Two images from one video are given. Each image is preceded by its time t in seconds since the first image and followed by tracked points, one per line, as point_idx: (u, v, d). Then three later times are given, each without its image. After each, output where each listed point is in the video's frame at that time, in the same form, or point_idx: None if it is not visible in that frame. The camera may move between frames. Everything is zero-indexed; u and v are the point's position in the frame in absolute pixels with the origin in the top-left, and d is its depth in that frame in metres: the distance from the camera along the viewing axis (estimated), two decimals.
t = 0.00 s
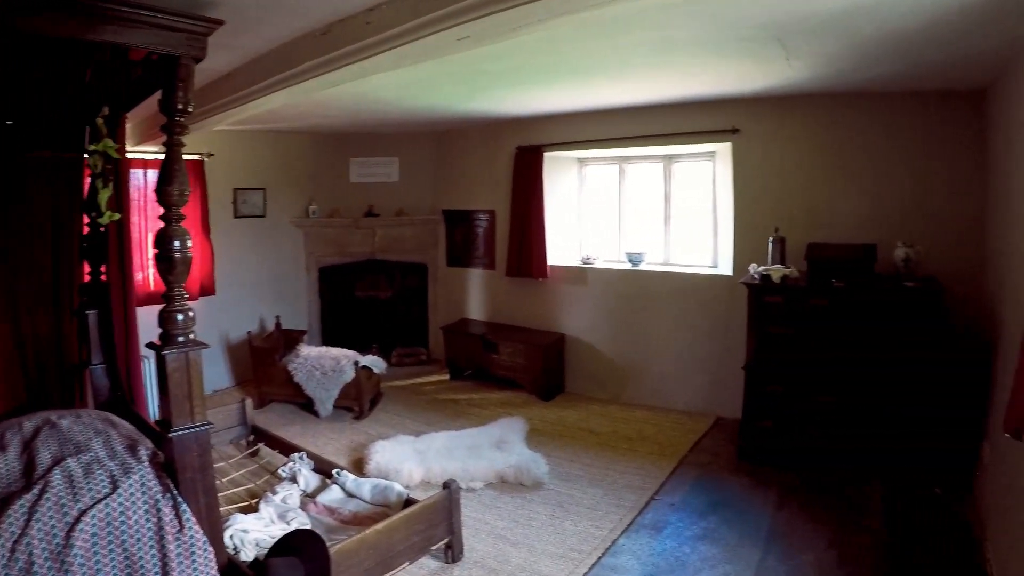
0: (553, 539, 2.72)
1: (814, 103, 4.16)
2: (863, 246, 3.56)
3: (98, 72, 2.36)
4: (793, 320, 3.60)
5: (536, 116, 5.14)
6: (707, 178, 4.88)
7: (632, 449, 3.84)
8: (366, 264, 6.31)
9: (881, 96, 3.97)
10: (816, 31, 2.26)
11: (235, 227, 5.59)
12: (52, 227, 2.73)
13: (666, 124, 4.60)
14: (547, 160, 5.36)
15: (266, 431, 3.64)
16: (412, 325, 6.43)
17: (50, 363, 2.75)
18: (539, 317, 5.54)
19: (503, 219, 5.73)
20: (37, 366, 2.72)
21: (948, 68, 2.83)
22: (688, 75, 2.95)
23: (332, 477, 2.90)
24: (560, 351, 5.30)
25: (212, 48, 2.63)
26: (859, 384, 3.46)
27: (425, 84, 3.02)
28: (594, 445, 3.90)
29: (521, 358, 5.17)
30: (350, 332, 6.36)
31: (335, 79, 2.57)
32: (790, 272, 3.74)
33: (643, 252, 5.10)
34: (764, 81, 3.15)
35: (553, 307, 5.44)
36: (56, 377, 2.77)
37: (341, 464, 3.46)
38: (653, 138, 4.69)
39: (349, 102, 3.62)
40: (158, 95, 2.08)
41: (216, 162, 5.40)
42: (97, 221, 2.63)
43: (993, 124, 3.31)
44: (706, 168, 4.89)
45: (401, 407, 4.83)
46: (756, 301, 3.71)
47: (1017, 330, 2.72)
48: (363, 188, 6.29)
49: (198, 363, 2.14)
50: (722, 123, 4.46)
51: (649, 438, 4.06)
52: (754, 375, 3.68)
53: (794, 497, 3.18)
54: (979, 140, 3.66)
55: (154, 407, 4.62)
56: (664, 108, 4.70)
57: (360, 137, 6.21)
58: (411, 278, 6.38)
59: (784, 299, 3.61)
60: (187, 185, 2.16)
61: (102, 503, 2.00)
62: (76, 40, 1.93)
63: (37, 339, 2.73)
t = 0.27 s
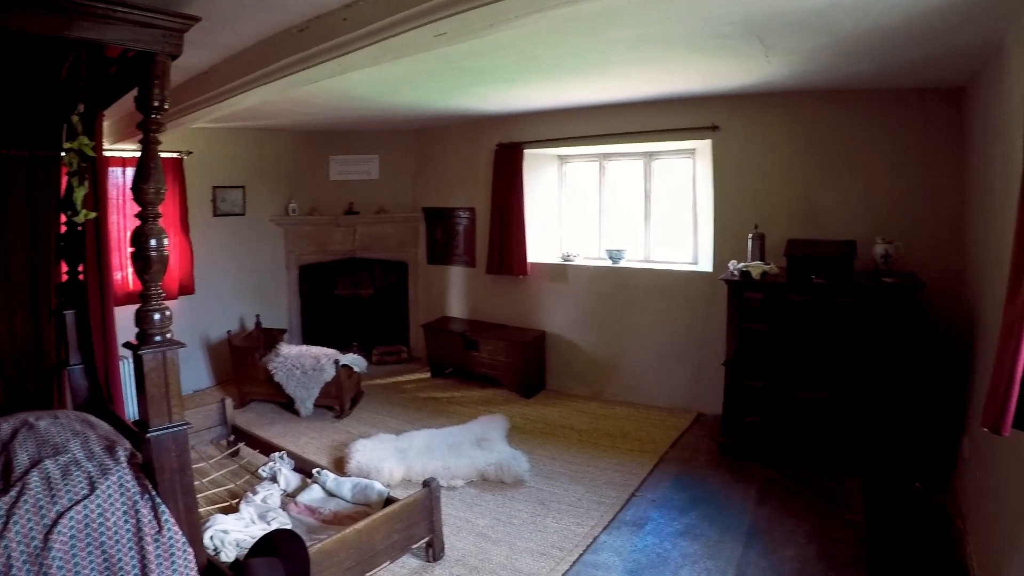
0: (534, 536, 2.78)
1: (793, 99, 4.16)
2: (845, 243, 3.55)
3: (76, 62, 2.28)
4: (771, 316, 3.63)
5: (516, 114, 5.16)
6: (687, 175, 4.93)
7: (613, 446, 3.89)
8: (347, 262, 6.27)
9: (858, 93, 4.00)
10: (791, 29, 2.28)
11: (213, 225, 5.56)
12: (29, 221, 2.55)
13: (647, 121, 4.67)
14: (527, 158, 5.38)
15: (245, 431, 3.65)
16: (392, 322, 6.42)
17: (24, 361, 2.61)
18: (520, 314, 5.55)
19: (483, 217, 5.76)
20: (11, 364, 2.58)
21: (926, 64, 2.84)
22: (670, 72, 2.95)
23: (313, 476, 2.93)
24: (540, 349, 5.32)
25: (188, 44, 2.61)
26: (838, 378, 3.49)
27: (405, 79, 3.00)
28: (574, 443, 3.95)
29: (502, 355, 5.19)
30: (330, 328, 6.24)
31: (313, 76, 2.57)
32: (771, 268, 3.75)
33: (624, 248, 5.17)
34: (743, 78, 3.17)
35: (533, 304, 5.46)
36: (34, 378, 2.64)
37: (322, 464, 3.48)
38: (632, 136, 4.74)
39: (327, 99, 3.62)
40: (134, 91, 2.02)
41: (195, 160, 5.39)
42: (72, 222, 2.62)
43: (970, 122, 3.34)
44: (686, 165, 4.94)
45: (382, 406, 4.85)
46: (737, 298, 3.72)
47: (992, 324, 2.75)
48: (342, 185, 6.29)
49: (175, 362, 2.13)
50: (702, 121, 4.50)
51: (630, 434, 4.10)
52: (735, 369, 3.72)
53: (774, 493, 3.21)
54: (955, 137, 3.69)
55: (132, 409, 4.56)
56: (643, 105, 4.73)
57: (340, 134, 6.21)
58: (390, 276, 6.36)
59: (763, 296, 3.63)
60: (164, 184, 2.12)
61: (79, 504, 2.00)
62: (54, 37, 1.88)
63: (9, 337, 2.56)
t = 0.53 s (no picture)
0: (513, 535, 2.79)
1: (772, 97, 4.18)
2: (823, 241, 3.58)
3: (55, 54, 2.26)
4: (749, 314, 3.65)
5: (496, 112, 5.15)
6: (667, 174, 4.94)
7: (592, 444, 3.91)
8: (327, 261, 6.28)
9: (837, 92, 4.03)
10: (769, 28, 2.28)
11: (189, 224, 5.53)
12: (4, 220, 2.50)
13: (626, 120, 4.68)
14: (506, 157, 5.38)
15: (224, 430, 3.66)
16: (372, 320, 6.42)
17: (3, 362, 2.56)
18: (500, 313, 5.55)
19: (463, 216, 5.77)
20: None
21: (904, 64, 2.85)
22: (650, 70, 2.96)
23: (292, 476, 2.95)
24: (519, 347, 5.32)
25: (165, 40, 2.58)
26: (818, 375, 3.51)
27: (384, 77, 2.99)
28: (554, 441, 3.96)
29: (482, 354, 5.20)
30: (308, 328, 6.30)
31: (289, 74, 2.56)
32: (749, 268, 3.79)
33: (603, 247, 5.19)
34: (724, 77, 3.18)
35: (513, 303, 5.47)
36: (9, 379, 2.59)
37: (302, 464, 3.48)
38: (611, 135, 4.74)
39: (304, 97, 3.60)
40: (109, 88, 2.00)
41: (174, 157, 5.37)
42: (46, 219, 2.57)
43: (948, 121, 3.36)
44: (666, 164, 4.95)
45: (361, 405, 4.84)
46: (716, 296, 3.75)
47: (969, 322, 2.78)
48: (322, 183, 6.29)
49: (152, 362, 2.13)
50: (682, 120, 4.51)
51: (610, 432, 4.11)
52: (714, 366, 3.76)
53: (754, 491, 3.24)
54: (933, 135, 3.72)
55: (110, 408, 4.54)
56: (621, 105, 4.74)
57: (321, 131, 6.19)
58: (368, 275, 6.38)
59: (741, 294, 3.65)
60: (140, 181, 2.10)
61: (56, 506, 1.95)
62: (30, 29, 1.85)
63: None
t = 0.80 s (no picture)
0: (492, 534, 2.81)
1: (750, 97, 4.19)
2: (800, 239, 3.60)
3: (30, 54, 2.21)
4: (727, 312, 3.66)
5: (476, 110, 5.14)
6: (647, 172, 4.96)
7: (572, 442, 3.93)
8: (306, 260, 6.28)
9: (816, 91, 4.05)
10: (747, 27, 2.28)
11: (167, 223, 5.49)
12: None
13: (605, 119, 4.68)
14: (486, 155, 5.37)
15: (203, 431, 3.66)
16: (350, 319, 6.39)
17: None
18: (481, 312, 5.55)
19: (442, 214, 5.78)
20: None
21: (883, 63, 2.86)
22: (631, 69, 2.96)
23: (271, 476, 2.96)
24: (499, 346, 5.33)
25: (141, 37, 2.56)
26: (797, 373, 3.53)
27: (363, 74, 2.98)
28: (533, 440, 3.97)
29: (461, 352, 5.20)
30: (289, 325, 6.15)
31: (265, 71, 2.55)
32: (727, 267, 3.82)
33: (582, 246, 5.20)
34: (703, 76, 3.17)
35: (492, 301, 5.47)
36: None
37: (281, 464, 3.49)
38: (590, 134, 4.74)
39: (281, 95, 3.58)
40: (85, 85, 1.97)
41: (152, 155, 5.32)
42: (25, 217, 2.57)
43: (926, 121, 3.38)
44: (645, 163, 4.96)
45: (341, 405, 4.83)
46: (693, 294, 3.76)
47: (947, 320, 2.80)
48: (303, 181, 6.28)
49: (128, 361, 2.12)
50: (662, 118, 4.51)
51: (589, 430, 4.13)
52: (694, 363, 3.76)
53: (733, 488, 3.26)
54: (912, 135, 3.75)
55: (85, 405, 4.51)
56: (599, 104, 4.74)
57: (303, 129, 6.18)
58: (349, 273, 6.32)
59: (719, 293, 3.66)
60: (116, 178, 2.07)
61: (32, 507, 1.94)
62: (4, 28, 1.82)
63: None
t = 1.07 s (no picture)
0: (471, 533, 2.82)
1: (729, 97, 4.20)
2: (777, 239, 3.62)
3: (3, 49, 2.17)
4: (703, 311, 3.68)
5: (456, 109, 5.11)
6: (625, 171, 4.96)
7: (550, 441, 3.95)
8: (284, 260, 6.28)
9: (794, 91, 4.06)
10: (723, 27, 2.28)
11: (145, 223, 5.46)
12: None
13: (583, 118, 4.67)
14: (465, 154, 5.36)
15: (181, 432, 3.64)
16: (329, 318, 6.40)
17: None
18: (461, 312, 5.54)
19: (420, 211, 5.78)
20: None
21: (862, 62, 2.86)
22: (611, 69, 2.96)
23: (249, 477, 2.97)
24: (478, 346, 5.34)
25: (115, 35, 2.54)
26: (777, 371, 3.55)
27: (342, 72, 2.97)
28: (512, 439, 3.99)
29: (440, 352, 5.21)
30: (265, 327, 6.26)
31: (241, 70, 2.54)
32: (705, 266, 3.84)
33: (561, 245, 5.21)
34: (682, 75, 3.17)
35: (471, 300, 5.47)
36: None
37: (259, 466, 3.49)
38: (567, 133, 4.73)
39: (256, 93, 3.56)
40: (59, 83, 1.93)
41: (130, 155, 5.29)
42: None
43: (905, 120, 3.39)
44: (624, 162, 4.97)
45: (320, 406, 4.83)
46: (672, 294, 3.76)
47: (924, 319, 2.82)
48: (284, 180, 6.25)
49: (102, 363, 2.09)
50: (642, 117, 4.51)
51: (568, 429, 4.15)
52: (671, 361, 3.77)
53: (713, 487, 3.28)
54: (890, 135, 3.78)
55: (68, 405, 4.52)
56: (576, 104, 4.73)
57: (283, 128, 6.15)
58: (327, 273, 6.35)
59: (696, 292, 3.68)
60: (90, 178, 2.04)
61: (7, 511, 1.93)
62: None
63: None
